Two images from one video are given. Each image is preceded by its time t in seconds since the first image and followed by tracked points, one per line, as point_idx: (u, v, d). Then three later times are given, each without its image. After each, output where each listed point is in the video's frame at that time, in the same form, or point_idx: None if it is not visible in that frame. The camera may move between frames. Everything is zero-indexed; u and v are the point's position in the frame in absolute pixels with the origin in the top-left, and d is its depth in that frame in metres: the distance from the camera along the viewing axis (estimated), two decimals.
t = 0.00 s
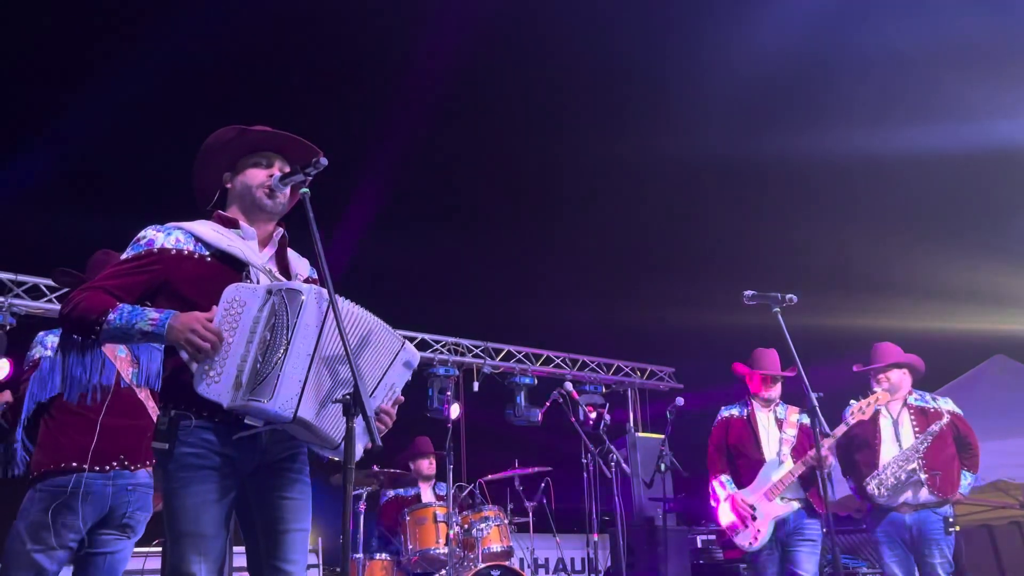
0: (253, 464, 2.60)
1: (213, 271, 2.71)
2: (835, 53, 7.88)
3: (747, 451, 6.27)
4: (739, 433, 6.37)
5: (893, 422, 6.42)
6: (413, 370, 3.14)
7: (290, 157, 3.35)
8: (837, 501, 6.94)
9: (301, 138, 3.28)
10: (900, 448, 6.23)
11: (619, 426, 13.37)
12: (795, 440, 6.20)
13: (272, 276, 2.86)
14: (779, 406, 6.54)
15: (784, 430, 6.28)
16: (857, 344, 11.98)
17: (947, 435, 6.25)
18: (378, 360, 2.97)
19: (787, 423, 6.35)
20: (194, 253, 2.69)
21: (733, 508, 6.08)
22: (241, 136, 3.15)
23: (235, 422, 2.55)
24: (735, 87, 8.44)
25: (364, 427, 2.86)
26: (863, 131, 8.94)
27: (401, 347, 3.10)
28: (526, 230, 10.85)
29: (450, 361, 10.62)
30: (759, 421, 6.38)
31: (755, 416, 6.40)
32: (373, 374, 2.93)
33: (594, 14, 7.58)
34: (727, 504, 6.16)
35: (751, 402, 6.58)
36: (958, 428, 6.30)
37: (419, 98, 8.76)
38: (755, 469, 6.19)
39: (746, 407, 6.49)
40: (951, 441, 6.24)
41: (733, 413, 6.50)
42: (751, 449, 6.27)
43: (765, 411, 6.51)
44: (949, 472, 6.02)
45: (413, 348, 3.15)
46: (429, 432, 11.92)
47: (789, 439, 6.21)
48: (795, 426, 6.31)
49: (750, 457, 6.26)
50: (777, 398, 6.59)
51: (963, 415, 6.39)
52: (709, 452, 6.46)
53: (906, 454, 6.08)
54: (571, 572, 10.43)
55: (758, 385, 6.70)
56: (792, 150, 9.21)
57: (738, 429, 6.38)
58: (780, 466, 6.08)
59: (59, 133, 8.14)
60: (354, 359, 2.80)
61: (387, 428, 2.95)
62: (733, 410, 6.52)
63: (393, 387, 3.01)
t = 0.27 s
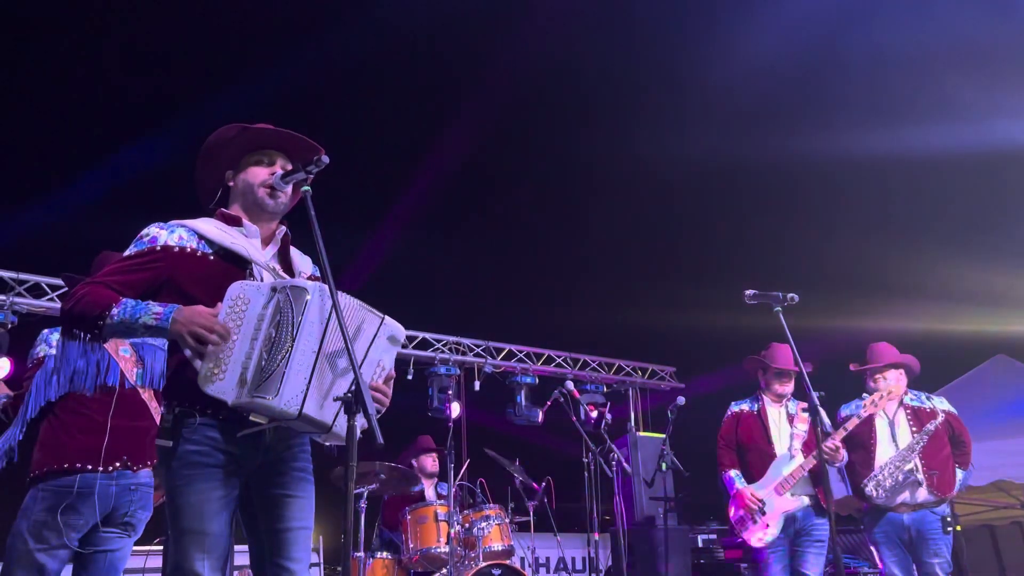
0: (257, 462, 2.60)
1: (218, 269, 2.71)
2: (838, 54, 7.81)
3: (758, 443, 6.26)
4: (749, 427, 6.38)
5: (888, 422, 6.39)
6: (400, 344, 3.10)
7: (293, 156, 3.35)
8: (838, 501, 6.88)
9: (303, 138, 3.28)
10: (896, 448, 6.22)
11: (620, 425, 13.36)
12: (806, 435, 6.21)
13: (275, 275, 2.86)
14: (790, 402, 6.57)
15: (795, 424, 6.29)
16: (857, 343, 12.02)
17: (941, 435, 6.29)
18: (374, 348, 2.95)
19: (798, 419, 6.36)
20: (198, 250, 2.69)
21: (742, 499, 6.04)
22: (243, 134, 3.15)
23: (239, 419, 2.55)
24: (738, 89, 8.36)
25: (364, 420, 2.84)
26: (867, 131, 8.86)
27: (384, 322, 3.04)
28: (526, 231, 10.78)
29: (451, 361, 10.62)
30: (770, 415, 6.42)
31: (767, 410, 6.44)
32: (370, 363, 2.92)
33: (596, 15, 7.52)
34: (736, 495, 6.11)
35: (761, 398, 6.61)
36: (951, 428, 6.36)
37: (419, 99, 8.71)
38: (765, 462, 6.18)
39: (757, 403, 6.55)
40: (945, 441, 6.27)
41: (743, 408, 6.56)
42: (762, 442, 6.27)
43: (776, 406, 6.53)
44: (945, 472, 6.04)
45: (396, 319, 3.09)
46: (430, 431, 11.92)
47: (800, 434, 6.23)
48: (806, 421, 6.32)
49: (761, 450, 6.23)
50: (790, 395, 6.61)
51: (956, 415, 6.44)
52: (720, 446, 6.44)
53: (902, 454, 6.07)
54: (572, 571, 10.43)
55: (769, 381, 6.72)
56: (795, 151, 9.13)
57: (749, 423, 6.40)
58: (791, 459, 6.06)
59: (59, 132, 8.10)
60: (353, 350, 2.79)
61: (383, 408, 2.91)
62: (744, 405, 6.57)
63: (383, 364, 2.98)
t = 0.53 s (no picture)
0: (258, 461, 2.60)
1: (219, 269, 2.71)
2: (841, 55, 7.78)
3: (769, 442, 6.22)
4: (759, 425, 6.31)
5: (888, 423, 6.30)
6: (402, 344, 3.09)
7: (293, 155, 3.35)
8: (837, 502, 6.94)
9: (305, 137, 3.28)
10: (895, 448, 6.17)
11: (620, 425, 13.36)
12: (817, 435, 6.21)
13: (276, 274, 2.85)
14: (799, 402, 6.53)
15: (805, 425, 6.28)
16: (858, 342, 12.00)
17: (940, 435, 6.29)
18: (374, 347, 2.95)
19: (807, 420, 6.36)
20: (199, 250, 2.70)
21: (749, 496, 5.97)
22: (244, 134, 3.15)
23: (239, 418, 2.54)
24: (740, 89, 8.33)
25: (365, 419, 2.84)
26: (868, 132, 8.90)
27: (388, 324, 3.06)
28: (527, 232, 10.75)
29: (452, 360, 10.61)
30: (780, 414, 6.37)
31: (776, 409, 6.39)
32: (370, 362, 2.91)
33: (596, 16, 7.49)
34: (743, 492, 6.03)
35: (770, 396, 6.53)
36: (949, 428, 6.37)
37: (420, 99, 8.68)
38: (775, 461, 6.13)
39: (766, 401, 6.49)
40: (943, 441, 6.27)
41: (750, 406, 6.47)
42: (772, 440, 6.22)
43: (787, 406, 6.48)
44: (944, 471, 6.05)
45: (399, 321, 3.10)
46: (430, 431, 11.92)
47: (811, 434, 6.23)
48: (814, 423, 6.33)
49: (771, 448, 6.19)
50: (802, 396, 6.57)
51: (953, 414, 6.45)
52: (724, 441, 6.32)
53: (899, 455, 6.05)
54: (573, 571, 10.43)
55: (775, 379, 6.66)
56: (796, 152, 9.10)
57: (760, 420, 6.34)
58: (803, 458, 6.05)
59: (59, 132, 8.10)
60: (353, 349, 2.79)
61: (384, 411, 2.93)
62: (750, 402, 6.50)
63: (384, 366, 2.99)
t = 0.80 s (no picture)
0: (257, 460, 2.60)
1: (218, 269, 2.71)
2: (841, 55, 7.77)
3: (775, 442, 6.20)
4: (765, 425, 6.29)
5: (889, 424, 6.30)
6: (403, 349, 3.09)
7: (294, 155, 3.35)
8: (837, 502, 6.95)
9: (306, 138, 3.29)
10: (895, 448, 6.17)
11: (620, 425, 13.35)
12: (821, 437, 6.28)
13: (276, 274, 2.85)
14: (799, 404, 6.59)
15: (808, 426, 6.33)
16: (859, 342, 11.99)
17: (940, 436, 6.31)
18: (374, 348, 2.95)
19: (808, 422, 6.40)
20: (199, 251, 2.70)
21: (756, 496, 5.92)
22: (244, 134, 3.16)
23: (238, 418, 2.54)
24: (740, 89, 8.32)
25: (364, 420, 2.84)
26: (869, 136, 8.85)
27: (390, 327, 3.07)
28: (527, 232, 10.74)
29: (452, 360, 10.60)
30: (782, 414, 6.37)
31: (778, 408, 6.40)
32: (370, 363, 2.92)
33: (597, 16, 7.48)
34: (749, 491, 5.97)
35: (772, 396, 6.54)
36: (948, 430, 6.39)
37: (420, 100, 8.66)
38: (781, 461, 6.12)
39: (768, 400, 6.49)
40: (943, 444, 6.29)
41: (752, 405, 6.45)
42: (778, 440, 6.21)
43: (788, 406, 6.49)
44: (943, 472, 6.07)
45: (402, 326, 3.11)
46: (430, 431, 11.91)
47: (814, 435, 6.29)
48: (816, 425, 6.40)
49: (776, 449, 6.17)
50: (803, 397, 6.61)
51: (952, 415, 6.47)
52: (727, 440, 6.27)
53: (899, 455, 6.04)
54: (572, 571, 10.43)
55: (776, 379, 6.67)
56: (797, 152, 9.09)
57: (764, 420, 6.33)
58: (810, 459, 6.04)
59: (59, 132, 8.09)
60: (353, 351, 2.79)
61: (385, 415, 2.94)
62: (750, 401, 6.49)
63: (385, 371, 2.99)
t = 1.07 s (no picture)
0: (257, 460, 2.60)
1: (218, 269, 2.72)
2: (842, 57, 7.78)
3: (775, 442, 6.16)
4: (764, 424, 6.23)
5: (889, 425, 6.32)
6: (404, 353, 3.10)
7: (293, 156, 3.36)
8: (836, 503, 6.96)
9: (305, 138, 3.29)
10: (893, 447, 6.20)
11: (620, 425, 13.37)
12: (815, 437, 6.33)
13: (275, 275, 2.86)
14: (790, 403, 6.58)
15: (803, 426, 6.34)
16: (858, 343, 12.00)
17: (941, 435, 6.30)
18: (375, 350, 2.96)
19: (802, 421, 6.42)
20: (198, 252, 2.70)
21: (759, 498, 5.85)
22: (243, 134, 3.16)
23: (237, 418, 2.54)
24: (740, 90, 8.32)
25: (364, 422, 2.84)
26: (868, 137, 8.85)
27: (391, 331, 3.07)
28: (527, 232, 10.74)
29: (452, 360, 10.61)
30: (779, 413, 6.34)
31: (774, 408, 6.37)
32: (370, 366, 2.92)
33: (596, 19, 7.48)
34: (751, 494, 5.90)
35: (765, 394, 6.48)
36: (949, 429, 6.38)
37: (421, 101, 8.66)
38: (781, 462, 6.10)
39: (763, 400, 6.43)
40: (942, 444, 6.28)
41: (747, 404, 6.36)
42: (778, 441, 6.18)
43: (781, 405, 6.46)
44: (943, 470, 6.05)
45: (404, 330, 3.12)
46: (430, 431, 11.91)
47: (809, 435, 6.32)
48: (808, 424, 6.43)
49: (776, 449, 6.14)
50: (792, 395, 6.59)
51: (955, 415, 6.44)
52: (726, 440, 6.13)
53: (897, 454, 6.10)
54: (572, 571, 10.43)
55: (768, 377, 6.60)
56: (797, 153, 9.10)
57: (762, 419, 6.26)
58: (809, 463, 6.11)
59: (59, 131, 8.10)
60: (354, 352, 2.80)
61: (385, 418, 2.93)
62: (746, 400, 6.39)
63: (388, 378, 3.00)
